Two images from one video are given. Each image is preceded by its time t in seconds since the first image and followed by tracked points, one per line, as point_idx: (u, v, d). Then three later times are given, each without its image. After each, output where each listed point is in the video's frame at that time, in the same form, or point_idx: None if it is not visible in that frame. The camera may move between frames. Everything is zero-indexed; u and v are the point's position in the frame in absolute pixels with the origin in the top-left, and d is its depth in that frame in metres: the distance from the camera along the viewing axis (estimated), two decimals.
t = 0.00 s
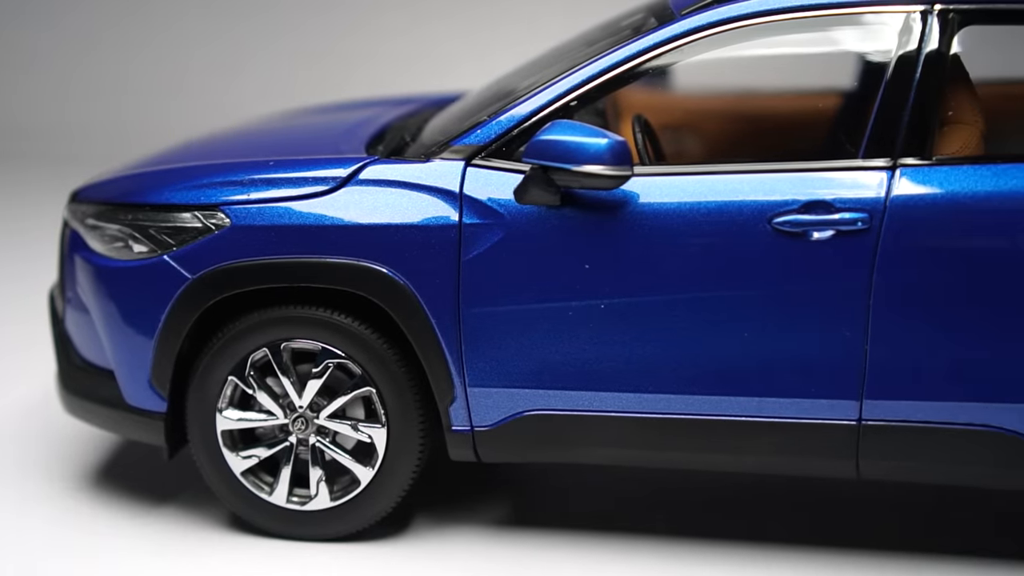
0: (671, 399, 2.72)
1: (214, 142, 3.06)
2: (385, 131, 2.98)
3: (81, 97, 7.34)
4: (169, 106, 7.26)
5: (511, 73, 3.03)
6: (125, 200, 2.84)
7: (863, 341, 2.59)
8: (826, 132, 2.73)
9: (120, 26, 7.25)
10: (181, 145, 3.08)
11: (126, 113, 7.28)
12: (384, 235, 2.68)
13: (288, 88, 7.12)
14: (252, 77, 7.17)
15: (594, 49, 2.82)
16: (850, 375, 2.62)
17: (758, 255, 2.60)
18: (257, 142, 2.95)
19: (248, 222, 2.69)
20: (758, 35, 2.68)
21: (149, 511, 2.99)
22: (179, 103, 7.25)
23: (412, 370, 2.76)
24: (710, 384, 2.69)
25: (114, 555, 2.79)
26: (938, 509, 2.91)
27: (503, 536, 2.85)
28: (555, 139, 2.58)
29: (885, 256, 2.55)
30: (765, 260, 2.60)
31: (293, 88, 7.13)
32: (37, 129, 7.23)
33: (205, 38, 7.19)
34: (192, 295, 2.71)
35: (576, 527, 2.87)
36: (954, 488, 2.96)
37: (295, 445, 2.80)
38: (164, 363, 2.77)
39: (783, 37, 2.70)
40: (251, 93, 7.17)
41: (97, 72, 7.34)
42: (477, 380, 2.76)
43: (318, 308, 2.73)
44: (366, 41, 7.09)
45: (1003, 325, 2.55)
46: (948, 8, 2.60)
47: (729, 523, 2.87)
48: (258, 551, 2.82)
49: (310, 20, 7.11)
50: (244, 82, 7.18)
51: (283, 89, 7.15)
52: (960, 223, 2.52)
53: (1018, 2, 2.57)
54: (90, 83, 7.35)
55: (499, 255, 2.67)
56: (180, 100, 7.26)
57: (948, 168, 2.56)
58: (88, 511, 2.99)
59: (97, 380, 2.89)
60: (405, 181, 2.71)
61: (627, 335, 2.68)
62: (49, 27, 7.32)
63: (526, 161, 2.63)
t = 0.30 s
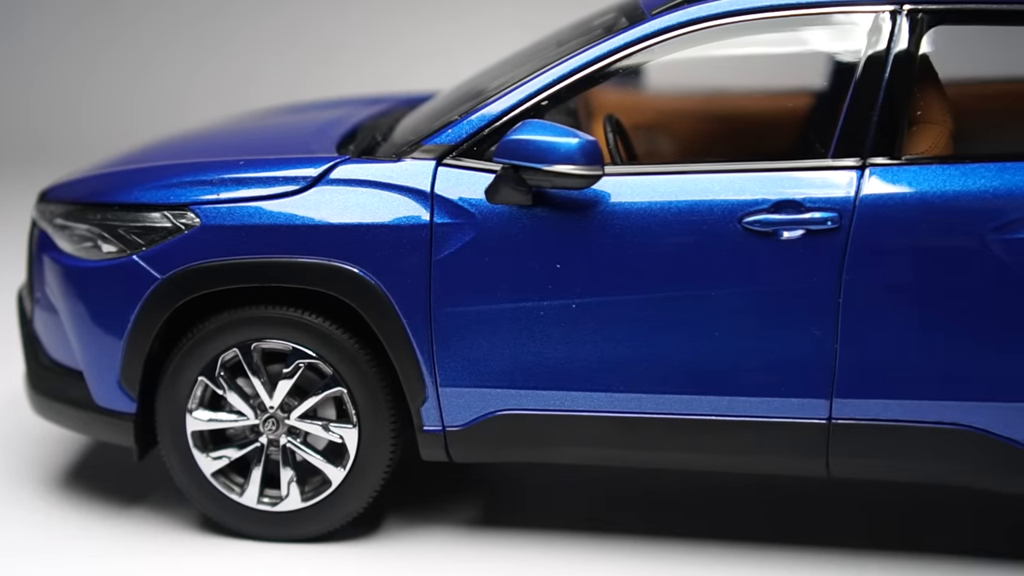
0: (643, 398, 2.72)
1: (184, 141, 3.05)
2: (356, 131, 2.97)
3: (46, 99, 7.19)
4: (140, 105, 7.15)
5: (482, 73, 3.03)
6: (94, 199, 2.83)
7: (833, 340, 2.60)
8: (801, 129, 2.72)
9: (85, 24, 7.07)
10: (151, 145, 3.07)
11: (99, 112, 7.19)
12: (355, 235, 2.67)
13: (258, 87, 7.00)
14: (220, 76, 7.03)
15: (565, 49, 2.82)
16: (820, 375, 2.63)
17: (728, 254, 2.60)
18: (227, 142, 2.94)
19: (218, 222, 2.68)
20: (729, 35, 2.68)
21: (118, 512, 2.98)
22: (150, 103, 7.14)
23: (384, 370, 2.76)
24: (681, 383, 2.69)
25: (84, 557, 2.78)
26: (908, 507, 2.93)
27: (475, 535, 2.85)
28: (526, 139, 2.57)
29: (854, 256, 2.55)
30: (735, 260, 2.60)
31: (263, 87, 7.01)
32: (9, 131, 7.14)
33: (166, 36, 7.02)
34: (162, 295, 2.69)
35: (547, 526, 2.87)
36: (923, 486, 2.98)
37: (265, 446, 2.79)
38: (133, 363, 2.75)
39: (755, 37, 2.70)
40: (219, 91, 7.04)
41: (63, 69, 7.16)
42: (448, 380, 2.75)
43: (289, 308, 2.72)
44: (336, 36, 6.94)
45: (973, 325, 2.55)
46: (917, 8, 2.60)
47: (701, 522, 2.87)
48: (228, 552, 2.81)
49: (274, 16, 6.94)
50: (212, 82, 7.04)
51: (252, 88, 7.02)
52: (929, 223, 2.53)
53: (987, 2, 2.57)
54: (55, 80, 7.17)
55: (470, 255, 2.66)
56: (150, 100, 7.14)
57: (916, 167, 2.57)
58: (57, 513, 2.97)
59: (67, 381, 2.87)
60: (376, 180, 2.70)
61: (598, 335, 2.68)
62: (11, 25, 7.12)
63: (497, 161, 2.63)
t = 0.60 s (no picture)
0: (612, 398, 2.73)
1: (151, 141, 3.03)
2: (324, 131, 2.97)
3: None
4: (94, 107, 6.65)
5: (451, 73, 3.03)
6: (60, 199, 2.81)
7: (800, 340, 2.61)
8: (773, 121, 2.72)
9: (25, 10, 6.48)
10: (118, 145, 3.05)
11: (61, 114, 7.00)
12: (323, 235, 2.66)
13: (221, 85, 6.50)
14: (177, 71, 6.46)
15: (533, 49, 2.82)
16: (787, 374, 2.64)
17: (696, 254, 2.61)
18: (194, 142, 2.93)
19: (185, 222, 2.67)
20: (697, 35, 2.69)
21: (85, 514, 2.96)
22: (104, 104, 6.63)
23: (353, 370, 2.75)
24: (649, 383, 2.70)
25: (50, 559, 2.76)
26: (875, 506, 2.94)
27: (445, 535, 2.85)
28: (495, 139, 2.57)
29: (821, 256, 2.56)
30: (703, 259, 2.61)
31: (227, 84, 6.52)
32: None
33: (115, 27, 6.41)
34: (129, 295, 2.68)
35: (516, 526, 2.87)
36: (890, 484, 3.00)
37: (233, 447, 2.78)
38: (100, 364, 2.74)
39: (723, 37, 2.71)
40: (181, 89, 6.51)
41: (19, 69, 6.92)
42: (417, 380, 2.75)
43: (257, 308, 2.71)
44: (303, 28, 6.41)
45: (940, 325, 2.56)
46: (882, 10, 2.61)
47: (670, 521, 2.88)
48: (196, 554, 2.80)
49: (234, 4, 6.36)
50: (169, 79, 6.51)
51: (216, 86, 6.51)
52: (895, 223, 2.54)
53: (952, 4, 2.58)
54: None
55: (438, 255, 2.66)
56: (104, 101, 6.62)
57: (881, 167, 2.58)
58: (24, 515, 2.95)
59: (34, 382, 2.85)
60: (344, 180, 2.70)
61: (566, 334, 2.68)
62: None
63: (465, 161, 2.63)
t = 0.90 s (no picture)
0: (577, 398, 2.73)
1: (114, 141, 3.01)
2: (288, 131, 2.96)
3: None
4: (37, 106, 6.18)
5: (416, 73, 3.02)
6: (21, 200, 2.78)
7: (764, 339, 2.62)
8: (738, 119, 2.73)
9: None
10: (79, 145, 3.02)
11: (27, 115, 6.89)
12: (287, 235, 2.65)
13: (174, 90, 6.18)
14: (128, 75, 6.11)
15: (498, 49, 2.82)
16: (750, 374, 2.65)
17: (660, 254, 2.61)
18: (157, 142, 2.91)
19: (147, 222, 2.65)
20: (662, 35, 2.69)
21: (46, 517, 2.94)
22: (47, 101, 6.18)
23: (317, 371, 2.74)
24: (613, 383, 2.70)
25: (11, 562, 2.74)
26: (839, 504, 2.96)
27: (410, 536, 2.85)
28: (459, 139, 2.57)
29: (784, 256, 2.57)
30: (667, 260, 2.61)
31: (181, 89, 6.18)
32: None
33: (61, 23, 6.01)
34: (91, 296, 2.66)
35: (482, 527, 2.87)
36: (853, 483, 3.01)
37: (196, 448, 2.76)
38: (61, 366, 2.72)
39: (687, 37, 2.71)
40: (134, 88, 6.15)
41: None
42: (382, 381, 2.74)
43: (222, 309, 2.69)
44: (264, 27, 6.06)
45: (902, 325, 2.57)
46: (845, 11, 2.62)
47: (634, 521, 2.88)
48: (159, 557, 2.78)
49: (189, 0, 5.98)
50: (122, 79, 6.11)
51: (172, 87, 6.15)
52: (857, 223, 2.55)
53: (913, 5, 2.59)
54: None
55: (402, 255, 2.65)
56: (48, 98, 6.17)
57: (844, 168, 2.59)
58: None
59: None
60: (307, 180, 2.69)
61: (530, 334, 2.68)
62: None
63: (429, 161, 2.62)
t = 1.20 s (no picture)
0: (543, 398, 2.73)
1: (77, 141, 2.99)
2: (254, 131, 2.95)
3: None
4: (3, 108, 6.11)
5: (382, 73, 3.02)
6: None
7: (729, 339, 2.63)
8: (704, 117, 2.70)
9: None
10: (42, 145, 3.00)
11: None
12: (252, 236, 2.64)
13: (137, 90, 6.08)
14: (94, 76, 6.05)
15: (464, 49, 2.82)
16: (715, 374, 2.66)
17: (625, 254, 2.62)
18: (120, 142, 2.89)
19: (110, 223, 2.64)
20: (628, 35, 2.70)
21: (8, 521, 2.92)
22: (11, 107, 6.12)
23: (283, 372, 2.73)
24: (579, 383, 2.71)
25: None
26: (803, 503, 2.98)
27: (376, 537, 2.85)
28: (425, 139, 2.57)
29: (749, 256, 2.59)
30: (632, 260, 2.62)
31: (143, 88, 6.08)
32: None
33: (30, 23, 5.99)
34: (53, 297, 2.64)
35: (448, 527, 2.87)
36: (817, 482, 3.04)
37: (161, 450, 2.75)
38: (22, 368, 2.70)
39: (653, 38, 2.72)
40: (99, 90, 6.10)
41: None
42: (348, 381, 2.73)
43: (187, 310, 2.68)
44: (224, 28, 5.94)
45: (865, 324, 2.59)
46: (808, 13, 2.64)
47: (600, 520, 2.89)
48: (122, 560, 2.77)
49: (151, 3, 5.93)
50: (89, 80, 6.06)
51: (135, 88, 6.05)
52: (821, 223, 2.57)
53: (875, 7, 2.61)
54: None
55: (368, 255, 2.65)
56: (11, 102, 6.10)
57: (807, 168, 2.61)
58: None
59: None
60: (272, 181, 2.68)
61: (496, 335, 2.68)
62: None
63: (395, 161, 2.61)
